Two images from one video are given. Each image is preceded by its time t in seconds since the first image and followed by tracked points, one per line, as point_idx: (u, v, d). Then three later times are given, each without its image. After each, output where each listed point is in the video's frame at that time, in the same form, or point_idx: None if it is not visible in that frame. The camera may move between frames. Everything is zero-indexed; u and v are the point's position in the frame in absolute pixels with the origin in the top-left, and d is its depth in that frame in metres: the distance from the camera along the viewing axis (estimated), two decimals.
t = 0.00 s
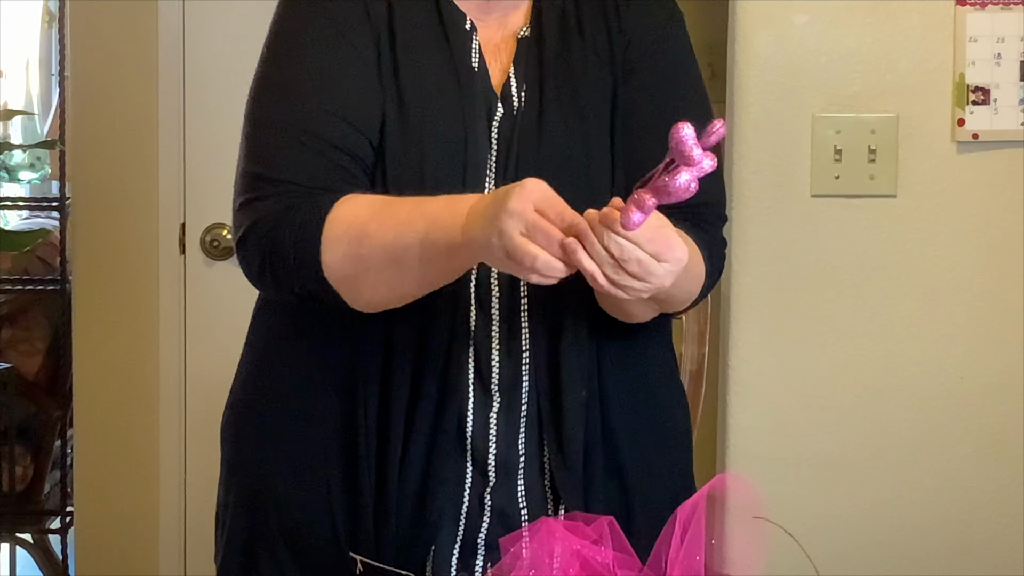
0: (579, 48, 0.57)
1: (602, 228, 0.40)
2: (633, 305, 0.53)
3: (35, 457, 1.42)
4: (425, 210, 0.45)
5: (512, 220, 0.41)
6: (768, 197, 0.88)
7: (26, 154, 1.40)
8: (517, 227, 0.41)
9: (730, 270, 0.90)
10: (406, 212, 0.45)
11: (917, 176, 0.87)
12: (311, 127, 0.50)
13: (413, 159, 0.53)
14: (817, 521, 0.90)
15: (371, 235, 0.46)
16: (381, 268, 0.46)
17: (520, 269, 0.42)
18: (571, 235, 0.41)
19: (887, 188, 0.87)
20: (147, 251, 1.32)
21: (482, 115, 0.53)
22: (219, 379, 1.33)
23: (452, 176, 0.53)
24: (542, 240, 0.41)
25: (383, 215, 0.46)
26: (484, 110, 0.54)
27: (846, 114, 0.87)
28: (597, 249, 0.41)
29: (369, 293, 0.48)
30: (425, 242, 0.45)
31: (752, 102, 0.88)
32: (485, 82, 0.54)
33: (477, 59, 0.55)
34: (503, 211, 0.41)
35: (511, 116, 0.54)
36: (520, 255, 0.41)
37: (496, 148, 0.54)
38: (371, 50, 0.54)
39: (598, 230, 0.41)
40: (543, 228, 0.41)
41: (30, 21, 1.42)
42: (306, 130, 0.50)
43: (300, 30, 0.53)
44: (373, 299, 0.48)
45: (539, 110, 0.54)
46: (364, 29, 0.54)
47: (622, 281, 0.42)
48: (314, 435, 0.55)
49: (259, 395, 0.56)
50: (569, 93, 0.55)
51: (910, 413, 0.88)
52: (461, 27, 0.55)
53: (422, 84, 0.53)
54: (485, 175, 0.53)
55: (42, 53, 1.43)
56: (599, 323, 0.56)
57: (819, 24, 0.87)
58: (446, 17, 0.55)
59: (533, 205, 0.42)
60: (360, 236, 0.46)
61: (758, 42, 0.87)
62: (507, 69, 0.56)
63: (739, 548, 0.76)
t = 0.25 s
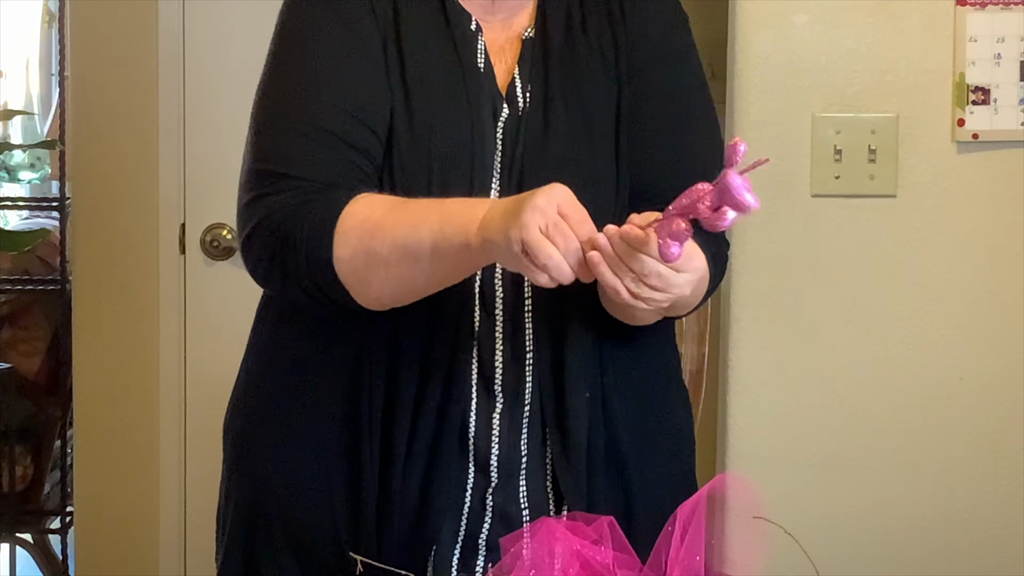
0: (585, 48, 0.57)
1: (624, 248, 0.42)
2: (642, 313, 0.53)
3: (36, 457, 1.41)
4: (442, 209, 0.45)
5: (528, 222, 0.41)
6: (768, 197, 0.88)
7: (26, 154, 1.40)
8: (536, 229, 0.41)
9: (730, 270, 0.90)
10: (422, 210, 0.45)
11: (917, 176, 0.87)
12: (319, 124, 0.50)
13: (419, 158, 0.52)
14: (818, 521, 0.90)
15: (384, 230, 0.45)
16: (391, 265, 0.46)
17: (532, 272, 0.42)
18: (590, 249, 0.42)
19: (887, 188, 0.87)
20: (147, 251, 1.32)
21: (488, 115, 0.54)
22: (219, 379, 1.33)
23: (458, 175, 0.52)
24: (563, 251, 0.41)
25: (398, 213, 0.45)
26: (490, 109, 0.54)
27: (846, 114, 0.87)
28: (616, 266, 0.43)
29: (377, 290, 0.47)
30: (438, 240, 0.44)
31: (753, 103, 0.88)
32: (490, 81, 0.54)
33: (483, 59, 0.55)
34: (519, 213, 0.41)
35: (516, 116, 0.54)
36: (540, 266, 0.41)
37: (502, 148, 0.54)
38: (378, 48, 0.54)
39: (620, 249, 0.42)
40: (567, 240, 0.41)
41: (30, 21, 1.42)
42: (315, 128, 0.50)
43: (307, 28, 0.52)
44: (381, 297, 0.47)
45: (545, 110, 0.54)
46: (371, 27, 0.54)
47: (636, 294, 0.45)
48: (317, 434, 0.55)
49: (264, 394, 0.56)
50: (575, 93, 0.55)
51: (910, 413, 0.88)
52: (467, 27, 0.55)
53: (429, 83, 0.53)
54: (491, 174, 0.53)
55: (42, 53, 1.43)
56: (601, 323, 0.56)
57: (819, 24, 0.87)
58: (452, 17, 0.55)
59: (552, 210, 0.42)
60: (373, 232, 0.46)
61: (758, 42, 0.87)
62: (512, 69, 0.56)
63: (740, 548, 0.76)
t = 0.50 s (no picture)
0: (586, 46, 0.57)
1: (636, 272, 0.43)
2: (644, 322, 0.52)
3: (35, 457, 1.42)
4: (451, 220, 0.45)
5: (541, 241, 0.41)
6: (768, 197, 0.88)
7: (26, 154, 1.40)
8: (547, 249, 0.41)
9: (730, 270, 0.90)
10: (431, 220, 0.45)
11: (917, 176, 0.87)
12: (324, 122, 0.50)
13: (422, 155, 0.52)
14: (818, 521, 0.90)
15: (392, 241, 0.45)
16: (399, 275, 0.46)
17: (542, 288, 0.43)
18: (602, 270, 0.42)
19: (887, 188, 0.87)
20: (147, 252, 1.32)
21: (490, 114, 0.54)
22: (220, 379, 1.33)
23: (462, 173, 0.52)
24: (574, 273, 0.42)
25: (406, 221, 0.45)
26: (492, 107, 0.54)
27: (847, 115, 0.87)
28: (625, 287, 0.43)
29: (383, 297, 0.47)
30: (447, 251, 0.44)
31: (753, 103, 0.88)
32: (492, 80, 0.55)
33: (485, 59, 0.55)
34: (532, 231, 0.42)
35: (518, 115, 0.54)
36: (551, 286, 0.42)
37: (504, 146, 0.54)
38: (380, 45, 0.54)
39: (633, 272, 0.43)
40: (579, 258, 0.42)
41: (30, 21, 1.42)
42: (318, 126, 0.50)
43: (309, 25, 0.52)
44: (387, 303, 0.47)
45: (547, 108, 0.54)
46: (373, 23, 0.54)
47: (642, 309, 0.46)
48: (319, 434, 0.55)
49: (266, 394, 0.56)
50: (576, 92, 0.55)
51: (910, 413, 0.88)
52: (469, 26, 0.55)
53: (431, 81, 0.53)
54: (494, 173, 0.53)
55: (42, 53, 1.43)
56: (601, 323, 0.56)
57: (819, 24, 0.87)
58: (454, 15, 0.55)
59: (562, 228, 0.42)
60: (381, 242, 0.46)
61: (758, 43, 0.87)
62: (513, 68, 0.56)
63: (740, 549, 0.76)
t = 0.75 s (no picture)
0: (585, 45, 0.57)
1: (640, 280, 0.43)
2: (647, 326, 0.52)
3: (35, 457, 1.42)
4: (455, 225, 0.45)
5: (544, 247, 0.41)
6: (768, 197, 0.88)
7: (26, 154, 1.40)
8: (550, 255, 0.41)
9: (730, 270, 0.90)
10: (435, 225, 0.45)
11: (917, 175, 0.87)
12: (325, 121, 0.49)
13: (423, 154, 0.52)
14: (817, 521, 0.90)
15: (395, 244, 0.45)
16: (403, 279, 0.46)
17: (545, 294, 0.43)
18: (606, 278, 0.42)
19: (887, 187, 0.87)
20: (147, 251, 1.32)
21: (490, 113, 0.54)
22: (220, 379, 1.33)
23: (462, 173, 0.52)
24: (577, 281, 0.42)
25: (409, 224, 0.45)
26: (492, 106, 0.54)
27: (846, 115, 0.87)
28: (629, 295, 0.43)
29: (385, 300, 0.47)
30: (450, 255, 0.44)
31: (753, 102, 0.88)
32: (492, 80, 0.55)
33: (485, 59, 0.55)
34: (535, 237, 0.42)
35: (517, 114, 0.54)
36: (555, 292, 0.42)
37: (503, 145, 0.54)
38: (380, 44, 0.54)
39: (637, 280, 0.43)
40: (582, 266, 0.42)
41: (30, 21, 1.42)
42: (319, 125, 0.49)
43: (308, 25, 0.52)
44: (389, 305, 0.47)
45: (546, 108, 0.54)
46: (372, 22, 0.54)
47: (645, 317, 0.46)
48: (317, 434, 0.55)
49: (265, 394, 0.56)
50: (576, 91, 0.55)
51: (910, 413, 0.88)
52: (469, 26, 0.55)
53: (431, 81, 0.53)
54: (494, 173, 0.53)
55: (43, 53, 1.43)
56: (600, 323, 0.56)
57: (819, 24, 0.87)
58: (454, 15, 0.55)
59: (565, 233, 0.42)
60: (384, 245, 0.45)
61: (758, 42, 0.87)
62: (512, 68, 0.56)
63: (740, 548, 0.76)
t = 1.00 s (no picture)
0: (583, 45, 0.57)
1: (638, 290, 0.43)
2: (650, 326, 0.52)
3: (35, 458, 1.41)
4: (453, 230, 0.45)
5: (541, 253, 0.41)
6: (768, 198, 0.88)
7: (26, 154, 1.40)
8: (548, 263, 0.41)
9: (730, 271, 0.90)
10: (433, 230, 0.45)
11: (917, 176, 0.87)
12: (323, 123, 0.50)
13: (421, 155, 0.52)
14: (817, 521, 0.90)
15: (394, 249, 0.45)
16: (400, 284, 0.46)
17: (542, 301, 0.43)
18: (604, 287, 0.43)
19: (887, 188, 0.87)
20: (147, 251, 1.32)
21: (488, 115, 0.54)
22: (220, 378, 1.33)
23: (461, 174, 0.52)
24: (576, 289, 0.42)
25: (407, 229, 0.45)
26: (490, 108, 0.54)
27: (846, 115, 0.87)
28: (627, 303, 0.44)
29: (383, 305, 0.47)
30: (448, 260, 0.44)
31: (752, 103, 0.88)
32: (490, 81, 0.55)
33: (483, 60, 0.55)
34: (532, 243, 0.42)
35: (515, 115, 0.55)
36: (552, 300, 0.42)
37: (501, 146, 0.54)
38: (377, 45, 0.54)
39: (636, 291, 0.43)
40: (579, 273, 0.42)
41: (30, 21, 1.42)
42: (317, 127, 0.49)
43: (306, 25, 0.52)
44: (387, 309, 0.47)
45: (544, 109, 0.54)
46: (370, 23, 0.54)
47: (644, 325, 0.47)
48: (317, 434, 0.55)
49: (264, 394, 0.56)
50: (574, 91, 0.55)
51: (910, 413, 0.88)
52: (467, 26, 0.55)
53: (430, 82, 0.53)
54: (493, 174, 0.53)
55: (42, 53, 1.43)
56: (600, 323, 0.56)
57: (819, 24, 0.87)
58: (452, 16, 0.55)
59: (563, 240, 0.42)
60: (382, 249, 0.45)
61: (758, 42, 0.87)
62: (511, 68, 0.56)
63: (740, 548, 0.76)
